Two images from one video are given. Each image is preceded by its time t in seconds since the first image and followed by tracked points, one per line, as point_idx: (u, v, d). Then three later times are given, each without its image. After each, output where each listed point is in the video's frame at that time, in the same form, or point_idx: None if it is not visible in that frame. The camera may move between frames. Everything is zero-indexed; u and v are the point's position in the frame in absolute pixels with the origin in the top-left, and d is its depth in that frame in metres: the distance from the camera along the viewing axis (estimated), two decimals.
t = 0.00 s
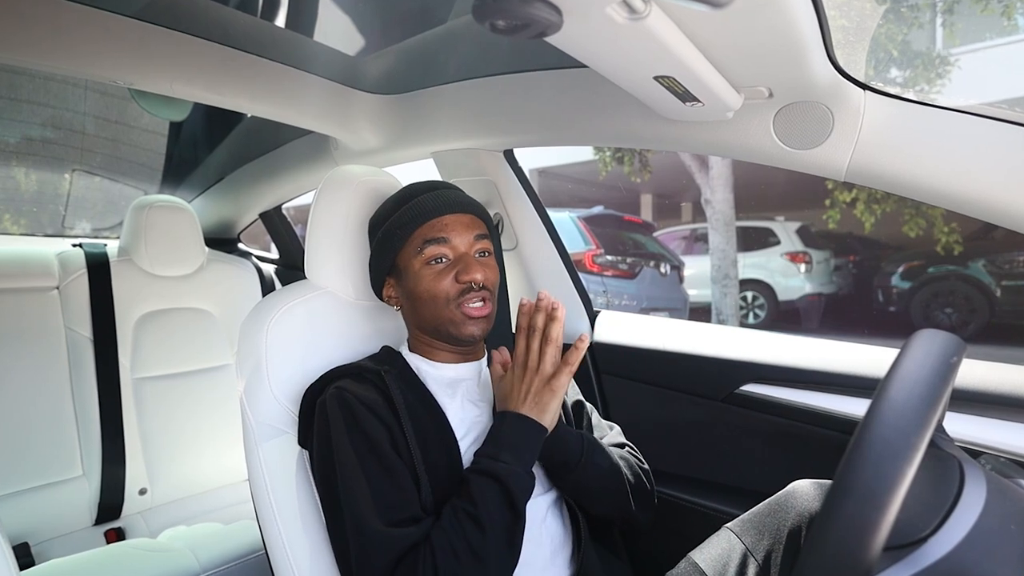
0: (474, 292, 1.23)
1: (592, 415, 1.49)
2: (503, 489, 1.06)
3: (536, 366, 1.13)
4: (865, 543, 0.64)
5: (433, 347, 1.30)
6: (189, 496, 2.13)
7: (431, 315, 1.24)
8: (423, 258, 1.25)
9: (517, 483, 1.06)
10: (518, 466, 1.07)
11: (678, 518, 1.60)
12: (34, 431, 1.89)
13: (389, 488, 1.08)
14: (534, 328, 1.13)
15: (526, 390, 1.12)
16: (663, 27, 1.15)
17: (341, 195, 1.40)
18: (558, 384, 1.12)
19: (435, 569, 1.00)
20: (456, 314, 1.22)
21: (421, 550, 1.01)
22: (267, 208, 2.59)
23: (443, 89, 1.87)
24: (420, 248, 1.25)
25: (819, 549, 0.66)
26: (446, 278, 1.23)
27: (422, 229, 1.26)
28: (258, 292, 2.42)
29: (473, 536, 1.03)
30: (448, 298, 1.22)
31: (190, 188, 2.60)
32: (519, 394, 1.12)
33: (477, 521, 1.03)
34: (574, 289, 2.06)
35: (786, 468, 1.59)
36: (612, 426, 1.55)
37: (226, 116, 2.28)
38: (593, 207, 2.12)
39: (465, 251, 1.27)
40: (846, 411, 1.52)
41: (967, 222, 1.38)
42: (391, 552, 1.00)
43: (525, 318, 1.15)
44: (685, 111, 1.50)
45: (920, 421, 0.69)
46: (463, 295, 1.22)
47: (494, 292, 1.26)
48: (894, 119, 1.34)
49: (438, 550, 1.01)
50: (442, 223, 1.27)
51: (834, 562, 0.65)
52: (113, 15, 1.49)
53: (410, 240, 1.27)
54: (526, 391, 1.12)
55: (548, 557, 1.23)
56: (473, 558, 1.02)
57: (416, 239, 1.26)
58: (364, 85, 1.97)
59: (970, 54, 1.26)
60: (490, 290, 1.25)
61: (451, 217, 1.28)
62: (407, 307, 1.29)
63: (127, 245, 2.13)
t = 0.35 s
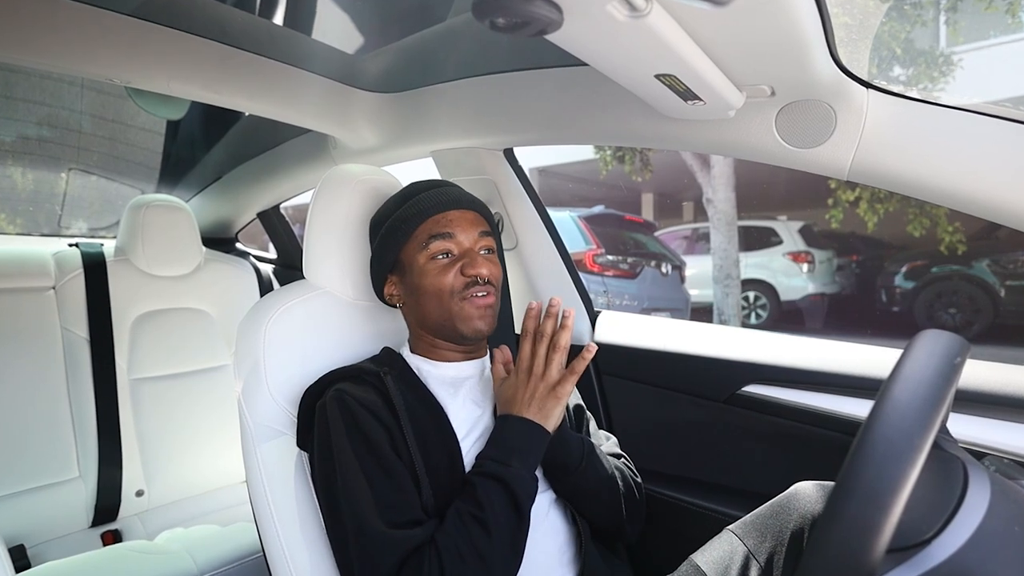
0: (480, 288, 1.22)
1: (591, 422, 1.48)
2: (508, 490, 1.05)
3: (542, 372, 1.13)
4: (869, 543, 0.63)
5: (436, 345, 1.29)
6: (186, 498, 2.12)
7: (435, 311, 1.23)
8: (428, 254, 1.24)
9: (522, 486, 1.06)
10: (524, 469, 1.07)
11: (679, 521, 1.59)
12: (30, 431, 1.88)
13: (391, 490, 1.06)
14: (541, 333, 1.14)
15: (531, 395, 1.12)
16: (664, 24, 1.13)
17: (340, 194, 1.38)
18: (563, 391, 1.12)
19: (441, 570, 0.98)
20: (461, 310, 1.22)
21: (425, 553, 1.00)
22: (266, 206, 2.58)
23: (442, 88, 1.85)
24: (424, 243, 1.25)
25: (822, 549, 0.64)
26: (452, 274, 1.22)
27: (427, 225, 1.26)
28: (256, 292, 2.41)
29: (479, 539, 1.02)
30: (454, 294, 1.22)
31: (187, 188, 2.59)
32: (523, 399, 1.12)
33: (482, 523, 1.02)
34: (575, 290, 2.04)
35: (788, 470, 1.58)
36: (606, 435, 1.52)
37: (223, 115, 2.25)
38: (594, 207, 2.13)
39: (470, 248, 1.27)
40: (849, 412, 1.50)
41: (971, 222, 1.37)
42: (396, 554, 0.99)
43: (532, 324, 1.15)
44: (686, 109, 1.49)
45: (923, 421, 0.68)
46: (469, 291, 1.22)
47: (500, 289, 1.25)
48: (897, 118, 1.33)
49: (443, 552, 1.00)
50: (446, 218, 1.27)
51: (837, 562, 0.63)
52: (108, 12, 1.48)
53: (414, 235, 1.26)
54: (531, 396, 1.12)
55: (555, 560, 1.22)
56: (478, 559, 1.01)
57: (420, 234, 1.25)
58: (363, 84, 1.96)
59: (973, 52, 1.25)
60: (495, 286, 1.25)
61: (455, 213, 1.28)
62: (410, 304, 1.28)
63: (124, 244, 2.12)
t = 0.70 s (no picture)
0: (482, 287, 1.20)
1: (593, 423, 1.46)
2: (533, 491, 1.00)
3: (590, 375, 1.01)
4: (870, 544, 0.62)
5: (435, 344, 1.27)
6: (183, 499, 2.11)
7: (436, 310, 1.21)
8: (429, 252, 1.22)
9: (547, 487, 1.00)
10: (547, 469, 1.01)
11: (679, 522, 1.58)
12: (26, 433, 1.86)
13: (396, 491, 1.05)
14: (598, 332, 1.01)
15: (575, 396, 1.02)
16: (665, 22, 1.12)
17: (337, 194, 1.37)
18: (609, 400, 1.01)
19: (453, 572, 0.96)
20: (462, 309, 1.19)
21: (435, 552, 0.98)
22: (265, 206, 2.58)
23: (442, 87, 1.84)
24: (425, 242, 1.23)
25: (821, 552, 0.64)
26: (453, 273, 1.20)
27: (428, 223, 1.24)
28: (254, 292, 2.40)
29: (498, 546, 0.97)
30: (455, 293, 1.20)
31: (184, 187, 2.57)
32: (567, 399, 1.02)
33: (501, 532, 0.98)
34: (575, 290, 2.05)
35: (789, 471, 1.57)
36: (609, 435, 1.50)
37: (221, 115, 2.24)
38: (595, 206, 2.11)
39: (471, 247, 1.25)
40: (850, 413, 1.49)
41: (973, 221, 1.36)
42: (403, 554, 0.98)
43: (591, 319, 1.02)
44: (688, 108, 1.48)
45: (927, 422, 0.67)
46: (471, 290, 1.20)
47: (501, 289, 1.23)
48: (901, 117, 1.31)
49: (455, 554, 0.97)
50: (448, 217, 1.25)
51: (841, 562, 0.62)
52: (104, 10, 1.47)
53: (415, 234, 1.24)
54: (574, 397, 1.02)
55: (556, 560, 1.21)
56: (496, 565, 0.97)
57: (421, 233, 1.24)
58: (363, 83, 1.95)
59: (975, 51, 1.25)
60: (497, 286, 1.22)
61: (456, 212, 1.26)
62: (410, 303, 1.26)
63: (121, 244, 2.10)
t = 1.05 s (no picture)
0: (478, 300, 1.18)
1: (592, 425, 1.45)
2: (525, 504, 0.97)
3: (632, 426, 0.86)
4: (873, 546, 0.60)
5: (434, 353, 1.26)
6: (181, 501, 2.10)
7: (431, 318, 1.20)
8: (427, 259, 1.21)
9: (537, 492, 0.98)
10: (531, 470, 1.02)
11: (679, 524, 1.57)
12: (22, 434, 1.85)
13: (394, 496, 1.05)
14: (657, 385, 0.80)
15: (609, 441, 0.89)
16: (667, 19, 1.11)
17: (336, 192, 1.36)
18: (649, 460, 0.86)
19: None
20: (456, 319, 1.18)
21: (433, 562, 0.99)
22: (262, 205, 2.57)
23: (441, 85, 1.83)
24: (425, 248, 1.22)
25: (822, 552, 0.62)
26: (450, 281, 1.19)
27: (429, 230, 1.23)
28: (252, 292, 2.38)
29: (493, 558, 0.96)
30: (450, 302, 1.18)
31: (182, 186, 2.56)
32: (597, 443, 0.91)
33: (506, 562, 0.95)
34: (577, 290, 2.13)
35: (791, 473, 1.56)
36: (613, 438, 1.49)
37: (218, 113, 2.23)
38: (596, 206, 2.10)
39: (472, 254, 1.23)
40: (853, 414, 1.48)
41: (977, 220, 1.35)
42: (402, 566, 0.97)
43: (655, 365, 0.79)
44: (690, 106, 1.46)
45: (930, 425, 0.65)
46: (467, 301, 1.18)
47: (498, 301, 1.21)
48: (905, 116, 1.30)
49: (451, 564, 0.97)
50: (449, 223, 1.23)
51: (844, 563, 0.61)
52: (100, 7, 1.45)
53: (416, 239, 1.23)
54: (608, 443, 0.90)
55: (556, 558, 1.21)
56: None
57: (422, 239, 1.23)
58: (361, 81, 1.94)
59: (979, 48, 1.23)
60: (495, 298, 1.20)
61: (459, 218, 1.24)
62: (409, 305, 1.26)
63: (118, 244, 2.09)
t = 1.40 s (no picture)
0: (477, 302, 1.17)
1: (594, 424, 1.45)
2: (519, 502, 0.97)
3: (591, 396, 0.91)
4: (875, 548, 0.60)
5: (436, 354, 1.26)
6: (180, 501, 2.10)
7: (432, 319, 1.20)
8: (430, 261, 1.21)
9: (534, 498, 0.95)
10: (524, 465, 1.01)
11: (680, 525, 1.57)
12: (21, 434, 1.85)
13: (393, 495, 1.04)
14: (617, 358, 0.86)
15: (569, 409, 0.94)
16: (668, 19, 1.11)
17: (338, 193, 1.36)
18: (604, 428, 0.91)
19: None
20: (454, 321, 1.17)
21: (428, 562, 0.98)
22: (261, 205, 2.57)
23: (441, 85, 1.83)
24: (429, 249, 1.22)
25: (823, 551, 0.62)
26: (449, 283, 1.18)
27: (434, 231, 1.23)
28: (252, 292, 2.38)
29: (484, 555, 0.96)
30: (450, 304, 1.18)
31: (181, 186, 2.55)
32: (560, 411, 0.95)
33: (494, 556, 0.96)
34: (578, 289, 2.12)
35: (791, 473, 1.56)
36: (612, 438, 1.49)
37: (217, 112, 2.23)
38: (597, 206, 2.09)
39: (476, 257, 1.22)
40: (853, 415, 1.48)
41: (978, 220, 1.35)
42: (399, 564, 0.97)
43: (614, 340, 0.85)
44: (691, 106, 1.46)
45: (931, 424, 0.65)
46: (465, 303, 1.17)
47: (500, 305, 1.19)
48: (906, 116, 1.30)
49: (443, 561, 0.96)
50: (455, 224, 1.22)
51: (843, 562, 0.61)
52: (100, 7, 1.45)
53: (422, 240, 1.24)
54: (569, 411, 0.94)
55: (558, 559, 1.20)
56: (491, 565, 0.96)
57: (427, 240, 1.23)
58: (361, 81, 1.94)
59: (981, 48, 1.23)
60: (496, 301, 1.18)
61: (464, 220, 1.23)
62: (416, 306, 1.26)
63: (117, 244, 2.09)
